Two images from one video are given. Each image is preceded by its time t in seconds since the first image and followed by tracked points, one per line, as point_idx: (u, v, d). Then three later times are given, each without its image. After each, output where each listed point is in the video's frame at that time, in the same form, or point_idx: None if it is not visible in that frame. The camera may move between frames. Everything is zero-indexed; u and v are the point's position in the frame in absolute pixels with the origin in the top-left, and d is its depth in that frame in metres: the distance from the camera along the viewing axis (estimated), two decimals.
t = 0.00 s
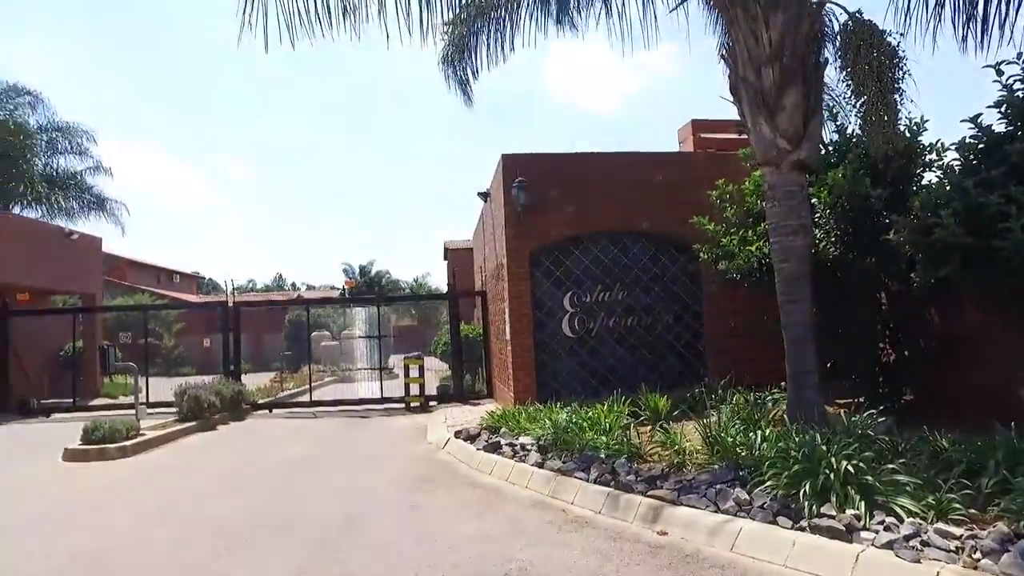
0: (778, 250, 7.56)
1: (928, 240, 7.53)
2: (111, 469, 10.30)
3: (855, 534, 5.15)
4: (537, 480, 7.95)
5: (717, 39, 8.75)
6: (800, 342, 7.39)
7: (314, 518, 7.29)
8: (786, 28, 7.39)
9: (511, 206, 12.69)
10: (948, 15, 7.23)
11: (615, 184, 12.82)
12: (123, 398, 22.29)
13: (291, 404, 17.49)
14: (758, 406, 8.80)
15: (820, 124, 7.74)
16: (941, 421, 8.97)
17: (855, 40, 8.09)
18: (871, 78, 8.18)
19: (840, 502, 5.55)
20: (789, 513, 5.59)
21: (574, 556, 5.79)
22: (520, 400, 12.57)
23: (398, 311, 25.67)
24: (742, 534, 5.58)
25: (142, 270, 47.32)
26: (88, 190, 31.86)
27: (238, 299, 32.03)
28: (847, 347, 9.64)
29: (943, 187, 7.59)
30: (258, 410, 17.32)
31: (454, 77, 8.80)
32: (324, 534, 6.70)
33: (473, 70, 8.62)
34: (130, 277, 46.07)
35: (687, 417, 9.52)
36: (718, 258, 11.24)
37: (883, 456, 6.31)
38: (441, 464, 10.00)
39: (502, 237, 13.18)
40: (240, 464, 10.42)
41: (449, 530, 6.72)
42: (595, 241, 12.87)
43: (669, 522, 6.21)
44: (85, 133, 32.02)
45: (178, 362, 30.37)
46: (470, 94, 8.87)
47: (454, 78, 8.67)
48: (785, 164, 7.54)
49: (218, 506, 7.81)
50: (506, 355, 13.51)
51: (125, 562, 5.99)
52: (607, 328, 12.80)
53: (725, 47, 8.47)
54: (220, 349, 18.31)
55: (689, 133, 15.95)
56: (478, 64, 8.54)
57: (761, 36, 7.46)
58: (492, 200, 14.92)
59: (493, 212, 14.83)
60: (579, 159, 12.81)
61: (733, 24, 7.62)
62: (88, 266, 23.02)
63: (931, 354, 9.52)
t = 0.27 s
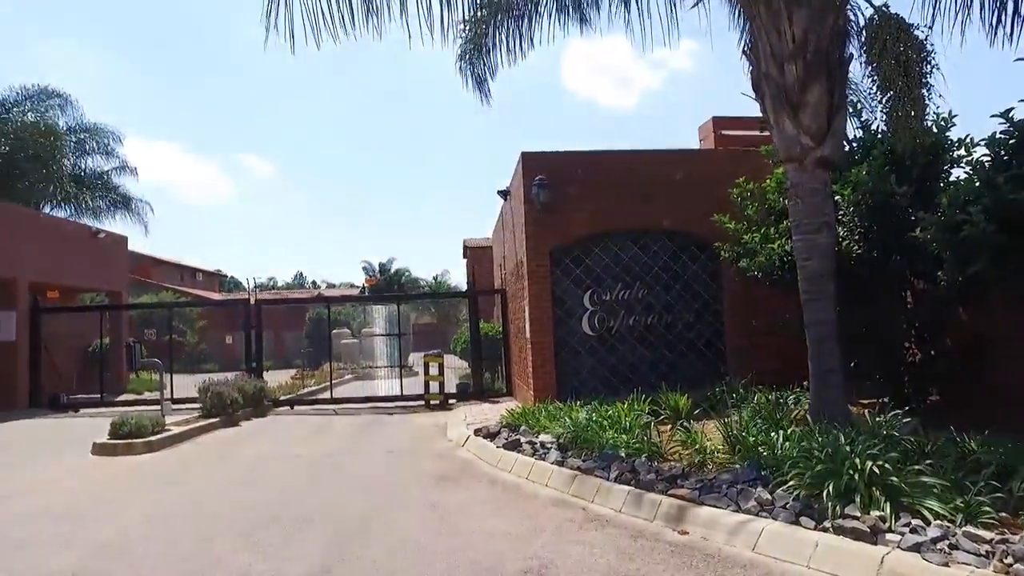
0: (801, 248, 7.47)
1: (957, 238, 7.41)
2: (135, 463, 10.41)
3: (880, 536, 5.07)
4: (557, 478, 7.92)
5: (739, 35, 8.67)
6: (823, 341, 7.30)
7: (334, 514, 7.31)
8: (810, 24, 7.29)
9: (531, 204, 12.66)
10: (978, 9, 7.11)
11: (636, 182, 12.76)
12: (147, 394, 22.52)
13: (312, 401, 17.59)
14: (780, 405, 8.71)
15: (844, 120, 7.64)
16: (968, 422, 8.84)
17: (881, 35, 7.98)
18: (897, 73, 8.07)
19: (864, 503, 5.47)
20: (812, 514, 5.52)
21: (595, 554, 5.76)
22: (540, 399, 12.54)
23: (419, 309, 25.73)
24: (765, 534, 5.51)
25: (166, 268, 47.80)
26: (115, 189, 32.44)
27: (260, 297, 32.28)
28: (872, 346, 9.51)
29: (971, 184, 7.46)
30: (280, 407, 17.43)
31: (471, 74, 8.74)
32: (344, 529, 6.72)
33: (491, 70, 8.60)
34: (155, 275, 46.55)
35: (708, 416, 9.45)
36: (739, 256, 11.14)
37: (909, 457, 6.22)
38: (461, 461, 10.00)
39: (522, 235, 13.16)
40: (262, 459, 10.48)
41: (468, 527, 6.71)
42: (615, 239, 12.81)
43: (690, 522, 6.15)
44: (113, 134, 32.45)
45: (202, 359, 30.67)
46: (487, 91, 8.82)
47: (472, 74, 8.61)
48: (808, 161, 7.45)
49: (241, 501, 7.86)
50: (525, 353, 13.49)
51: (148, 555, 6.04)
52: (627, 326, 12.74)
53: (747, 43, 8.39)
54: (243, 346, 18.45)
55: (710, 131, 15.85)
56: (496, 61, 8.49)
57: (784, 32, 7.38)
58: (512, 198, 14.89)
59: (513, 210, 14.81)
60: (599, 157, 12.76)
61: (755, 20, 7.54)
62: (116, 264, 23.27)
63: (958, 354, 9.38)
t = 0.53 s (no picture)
0: (821, 246, 7.39)
1: (983, 236, 7.32)
2: (157, 459, 10.49)
3: (903, 537, 5.00)
4: (574, 476, 7.89)
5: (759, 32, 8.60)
6: (844, 340, 7.22)
7: (353, 510, 7.33)
8: (831, 20, 7.21)
9: (548, 202, 12.63)
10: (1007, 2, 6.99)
11: (654, 179, 12.69)
12: (169, 391, 22.70)
13: (330, 399, 17.66)
14: (800, 404, 8.63)
15: (866, 117, 7.55)
16: (993, 423, 8.72)
17: (906, 29, 7.87)
18: (922, 68, 7.95)
19: (887, 504, 5.41)
20: (833, 514, 5.47)
21: (613, 552, 5.74)
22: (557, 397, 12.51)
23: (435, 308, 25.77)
24: (784, 534, 5.47)
25: (187, 267, 48.18)
26: (137, 189, 32.73)
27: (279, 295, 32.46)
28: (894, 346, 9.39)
29: (997, 181, 7.37)
30: (298, 404, 17.50)
31: (486, 73, 8.70)
32: (364, 526, 6.73)
33: (504, 68, 8.60)
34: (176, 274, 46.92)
35: (726, 415, 9.39)
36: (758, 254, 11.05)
37: (933, 458, 6.14)
38: (478, 460, 9.99)
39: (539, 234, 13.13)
40: (281, 456, 10.54)
41: (487, 524, 6.70)
42: (633, 238, 12.75)
43: (710, 521, 6.10)
44: (135, 134, 32.68)
45: (221, 356, 30.88)
46: (501, 89, 8.77)
47: (486, 73, 8.57)
48: (829, 159, 7.38)
49: (260, 497, 7.90)
50: (542, 351, 13.46)
51: (169, 549, 6.07)
52: (645, 325, 12.68)
53: (767, 40, 8.31)
54: (262, 345, 18.55)
55: (728, 128, 15.75)
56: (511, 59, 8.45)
57: (805, 28, 7.31)
58: (529, 197, 14.87)
59: (531, 209, 14.78)
60: (616, 155, 12.71)
61: (776, 17, 7.47)
62: (138, 263, 23.45)
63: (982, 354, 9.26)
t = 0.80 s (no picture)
0: (845, 245, 7.30)
1: (1012, 234, 7.20)
2: (181, 455, 10.59)
3: (931, 542, 4.92)
4: (595, 476, 7.86)
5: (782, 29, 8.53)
6: (870, 340, 7.13)
7: (374, 508, 7.34)
8: (856, 15, 7.12)
9: (568, 201, 12.59)
10: None
11: (675, 178, 12.61)
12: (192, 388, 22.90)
13: (351, 397, 17.73)
14: (823, 405, 8.54)
15: (892, 114, 7.45)
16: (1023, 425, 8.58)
17: (934, 24, 7.75)
18: (952, 63, 7.83)
19: (914, 507, 5.33)
20: (859, 517, 5.40)
21: (634, 551, 5.71)
22: (577, 397, 12.47)
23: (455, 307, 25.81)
24: (808, 536, 5.41)
25: (210, 266, 48.61)
26: (161, 190, 32.99)
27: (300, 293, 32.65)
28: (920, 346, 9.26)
29: None
30: (319, 402, 17.60)
31: (503, 68, 8.65)
32: (384, 523, 6.75)
33: (522, 63, 8.52)
34: (199, 273, 47.35)
35: (748, 415, 9.31)
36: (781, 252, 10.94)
37: (962, 462, 6.04)
38: (498, 458, 9.99)
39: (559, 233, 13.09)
40: (303, 453, 10.59)
41: (507, 523, 6.68)
42: (653, 237, 12.69)
43: (732, 522, 6.06)
44: (160, 135, 32.95)
45: (243, 354, 31.11)
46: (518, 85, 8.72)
47: (504, 69, 8.52)
48: (854, 156, 7.28)
49: (283, 493, 7.95)
50: (563, 351, 13.42)
51: (193, 544, 6.11)
52: (665, 324, 12.61)
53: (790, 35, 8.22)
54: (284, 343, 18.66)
55: (750, 126, 15.63)
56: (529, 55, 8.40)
57: (829, 24, 7.22)
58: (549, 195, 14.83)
59: (550, 207, 14.75)
60: (637, 153, 12.64)
61: (801, 12, 7.39)
62: (162, 262, 23.62)
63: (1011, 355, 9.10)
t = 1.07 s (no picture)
0: (868, 244, 7.21)
1: None
2: (202, 451, 10.66)
3: (958, 546, 4.84)
4: (613, 476, 7.83)
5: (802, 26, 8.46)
6: (893, 341, 7.05)
7: (393, 505, 7.35)
8: (879, 10, 7.04)
9: (586, 200, 12.55)
10: None
11: (694, 176, 12.53)
12: (213, 386, 23.08)
13: (370, 395, 17.79)
14: (845, 406, 8.44)
15: (916, 110, 7.35)
16: None
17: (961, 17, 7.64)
18: (979, 58, 7.71)
19: (940, 510, 5.25)
20: (882, 520, 5.33)
21: (654, 551, 5.68)
22: (595, 396, 12.43)
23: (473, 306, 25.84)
24: (830, 539, 5.35)
25: (230, 265, 49.01)
26: (183, 190, 33.19)
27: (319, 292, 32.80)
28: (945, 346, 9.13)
29: None
30: (338, 401, 17.67)
31: (520, 66, 8.60)
32: (403, 521, 6.75)
33: (539, 61, 8.47)
34: (220, 272, 47.74)
35: (768, 416, 9.23)
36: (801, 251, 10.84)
37: (989, 465, 5.94)
38: (517, 457, 9.98)
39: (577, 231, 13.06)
40: (322, 451, 10.63)
41: (526, 522, 6.66)
42: (671, 235, 12.63)
43: (752, 523, 6.00)
44: (182, 136, 33.24)
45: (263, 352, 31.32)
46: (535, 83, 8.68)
47: (520, 67, 8.47)
48: (876, 154, 7.20)
49: (302, 490, 7.98)
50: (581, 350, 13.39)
51: (213, 539, 6.14)
52: (684, 323, 12.54)
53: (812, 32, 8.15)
54: (303, 341, 18.75)
55: (770, 123, 15.53)
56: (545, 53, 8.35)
57: (852, 19, 7.15)
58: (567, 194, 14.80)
59: (568, 206, 14.72)
60: (655, 151, 12.58)
61: (823, 9, 7.32)
62: (183, 261, 23.79)
63: None
